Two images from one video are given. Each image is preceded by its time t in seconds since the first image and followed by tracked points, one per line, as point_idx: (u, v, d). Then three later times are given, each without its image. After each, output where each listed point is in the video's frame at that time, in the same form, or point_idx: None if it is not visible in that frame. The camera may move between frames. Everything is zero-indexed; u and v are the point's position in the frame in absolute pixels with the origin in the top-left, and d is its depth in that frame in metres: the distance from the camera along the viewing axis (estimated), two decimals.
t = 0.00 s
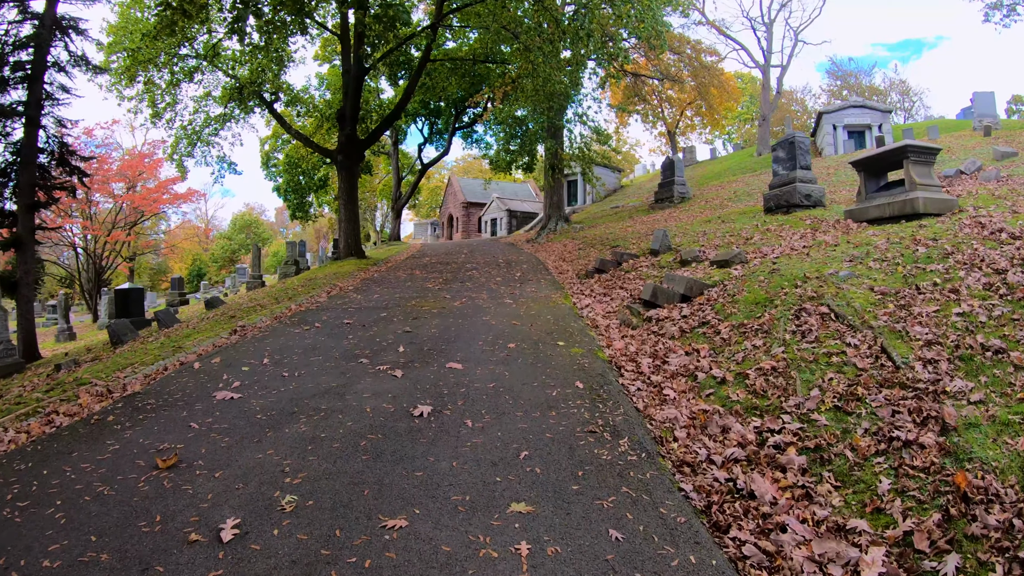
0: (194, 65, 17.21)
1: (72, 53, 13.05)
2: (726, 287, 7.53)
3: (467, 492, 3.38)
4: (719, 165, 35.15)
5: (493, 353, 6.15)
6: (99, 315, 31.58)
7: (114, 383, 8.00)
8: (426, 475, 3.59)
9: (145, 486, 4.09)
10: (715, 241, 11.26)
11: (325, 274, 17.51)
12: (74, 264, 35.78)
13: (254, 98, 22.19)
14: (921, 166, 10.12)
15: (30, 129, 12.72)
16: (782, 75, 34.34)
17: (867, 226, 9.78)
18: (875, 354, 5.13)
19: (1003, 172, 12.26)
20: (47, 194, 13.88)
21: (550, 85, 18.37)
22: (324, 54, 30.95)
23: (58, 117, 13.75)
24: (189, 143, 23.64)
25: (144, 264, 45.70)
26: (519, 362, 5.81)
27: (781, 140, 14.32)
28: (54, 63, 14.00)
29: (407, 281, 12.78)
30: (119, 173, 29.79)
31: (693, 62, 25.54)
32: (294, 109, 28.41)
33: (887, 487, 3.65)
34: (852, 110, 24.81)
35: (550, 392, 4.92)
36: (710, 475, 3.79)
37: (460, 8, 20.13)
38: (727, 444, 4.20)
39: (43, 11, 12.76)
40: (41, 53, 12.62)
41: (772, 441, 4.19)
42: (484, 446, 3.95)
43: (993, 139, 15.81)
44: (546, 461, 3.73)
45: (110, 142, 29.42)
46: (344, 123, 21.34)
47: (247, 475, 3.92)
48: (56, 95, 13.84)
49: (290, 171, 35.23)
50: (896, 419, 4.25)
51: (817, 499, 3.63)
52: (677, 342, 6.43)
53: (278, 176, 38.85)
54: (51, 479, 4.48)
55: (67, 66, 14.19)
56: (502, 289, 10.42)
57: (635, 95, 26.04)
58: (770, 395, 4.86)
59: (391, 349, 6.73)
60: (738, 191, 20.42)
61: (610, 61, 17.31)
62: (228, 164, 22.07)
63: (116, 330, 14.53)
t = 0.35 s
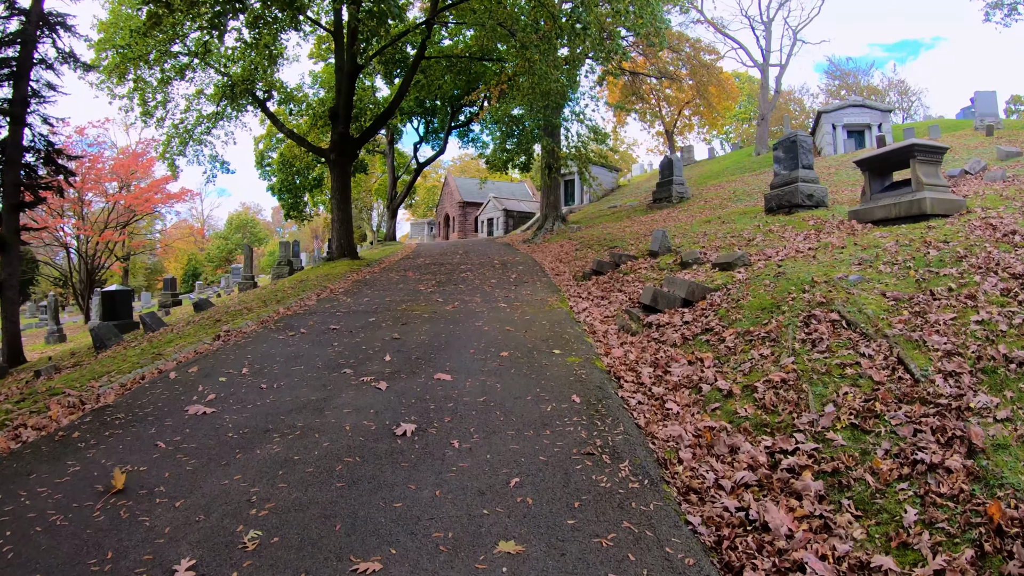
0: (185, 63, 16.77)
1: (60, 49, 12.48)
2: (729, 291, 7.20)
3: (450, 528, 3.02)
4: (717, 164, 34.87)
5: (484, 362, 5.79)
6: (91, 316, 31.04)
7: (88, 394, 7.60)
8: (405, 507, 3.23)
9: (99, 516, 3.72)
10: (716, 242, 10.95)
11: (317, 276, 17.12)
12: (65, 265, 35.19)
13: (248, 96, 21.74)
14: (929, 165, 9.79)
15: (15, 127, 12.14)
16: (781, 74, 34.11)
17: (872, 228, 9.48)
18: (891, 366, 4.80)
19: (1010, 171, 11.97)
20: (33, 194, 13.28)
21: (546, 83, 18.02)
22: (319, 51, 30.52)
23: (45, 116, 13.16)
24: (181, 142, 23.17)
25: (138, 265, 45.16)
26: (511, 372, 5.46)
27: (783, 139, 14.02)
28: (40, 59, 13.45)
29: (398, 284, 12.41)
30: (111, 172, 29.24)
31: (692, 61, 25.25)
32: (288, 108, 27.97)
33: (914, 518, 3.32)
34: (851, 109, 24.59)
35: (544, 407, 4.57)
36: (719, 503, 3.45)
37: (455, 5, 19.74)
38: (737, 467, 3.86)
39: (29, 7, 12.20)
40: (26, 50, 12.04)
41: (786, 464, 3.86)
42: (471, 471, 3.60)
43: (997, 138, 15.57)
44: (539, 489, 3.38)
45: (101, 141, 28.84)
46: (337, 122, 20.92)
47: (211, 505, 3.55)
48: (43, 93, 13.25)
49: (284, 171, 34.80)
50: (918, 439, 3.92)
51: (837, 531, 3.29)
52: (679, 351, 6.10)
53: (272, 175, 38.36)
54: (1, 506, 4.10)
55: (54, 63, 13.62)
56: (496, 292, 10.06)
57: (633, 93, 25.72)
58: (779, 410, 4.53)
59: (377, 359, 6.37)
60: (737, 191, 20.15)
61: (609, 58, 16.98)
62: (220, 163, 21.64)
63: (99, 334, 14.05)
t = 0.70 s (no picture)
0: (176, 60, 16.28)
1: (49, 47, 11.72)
2: (734, 293, 6.91)
3: (438, 560, 2.70)
4: (714, 164, 34.67)
5: (478, 368, 5.46)
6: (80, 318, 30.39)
7: (61, 401, 7.19)
8: (390, 537, 2.90)
9: (53, 543, 3.37)
10: (717, 242, 10.66)
11: (309, 276, 16.74)
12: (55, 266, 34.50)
13: (241, 94, 21.29)
14: (936, 163, 9.53)
15: None
16: (778, 73, 33.96)
17: (878, 227, 9.21)
18: (911, 373, 4.52)
19: (1015, 170, 11.74)
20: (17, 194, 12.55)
21: (543, 81, 17.69)
22: (313, 49, 30.06)
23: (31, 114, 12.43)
24: (172, 140, 22.70)
25: (130, 265, 44.52)
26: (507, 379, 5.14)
27: (783, 137, 13.77)
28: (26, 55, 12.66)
29: (391, 285, 12.06)
30: (104, 172, 28.67)
31: (689, 59, 25.02)
32: (281, 106, 27.53)
33: (948, 543, 3.02)
34: (850, 109, 24.45)
35: (542, 418, 4.26)
36: (735, 527, 3.14)
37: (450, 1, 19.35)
38: (753, 486, 3.55)
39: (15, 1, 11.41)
40: (12, 46, 11.28)
41: (805, 482, 3.56)
42: (463, 493, 3.28)
43: (998, 138, 15.38)
44: (538, 514, 3.07)
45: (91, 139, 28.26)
46: (330, 119, 20.51)
47: (175, 533, 3.21)
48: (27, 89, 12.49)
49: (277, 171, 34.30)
50: (946, 453, 3.63)
51: (866, 558, 2.99)
52: (684, 356, 5.79)
53: (265, 174, 37.85)
54: None
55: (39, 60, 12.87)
56: (491, 293, 9.73)
57: (630, 92, 25.47)
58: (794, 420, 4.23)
59: (365, 365, 6.05)
60: (735, 190, 19.94)
61: (606, 55, 16.68)
62: (212, 162, 21.19)
63: (82, 337, 13.59)
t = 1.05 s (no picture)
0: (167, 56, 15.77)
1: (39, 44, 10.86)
2: (744, 293, 6.59)
3: None
4: (712, 163, 34.41)
5: (475, 375, 5.10)
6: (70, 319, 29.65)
7: (34, 409, 6.78)
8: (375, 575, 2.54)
9: None
10: (722, 241, 10.34)
11: (301, 276, 16.33)
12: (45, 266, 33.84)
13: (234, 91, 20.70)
14: (946, 160, 9.22)
15: None
16: (777, 72, 33.75)
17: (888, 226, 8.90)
18: (941, 380, 4.18)
19: None
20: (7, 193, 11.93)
21: (541, 77, 17.33)
22: (307, 46, 29.57)
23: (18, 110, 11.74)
24: (164, 139, 22.21)
25: (123, 265, 43.89)
26: (508, 385, 4.78)
27: (787, 133, 13.50)
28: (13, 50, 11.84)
29: (384, 285, 11.67)
30: (96, 171, 28.11)
31: (688, 57, 24.74)
32: (276, 104, 27.06)
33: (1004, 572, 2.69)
34: (849, 107, 24.25)
35: (545, 431, 3.91)
36: (765, 556, 2.81)
37: None
38: (780, 506, 3.23)
39: None
40: None
41: (838, 503, 3.24)
42: (459, 521, 2.94)
43: (1003, 135, 15.14)
44: (544, 545, 2.72)
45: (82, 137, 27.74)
46: (324, 117, 20.06)
47: (134, 569, 2.85)
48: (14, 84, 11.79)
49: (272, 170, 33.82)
50: (990, 469, 3.30)
51: None
52: (695, 360, 5.47)
53: (260, 173, 37.34)
54: None
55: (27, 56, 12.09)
56: (488, 294, 9.37)
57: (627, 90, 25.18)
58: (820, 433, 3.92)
59: (353, 371, 5.68)
60: (736, 189, 19.67)
61: (606, 50, 16.33)
62: (206, 161, 20.74)
63: (66, 338, 13.14)
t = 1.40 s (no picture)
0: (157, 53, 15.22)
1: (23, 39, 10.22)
2: (749, 295, 6.29)
3: None
4: (709, 162, 34.23)
5: (466, 383, 4.77)
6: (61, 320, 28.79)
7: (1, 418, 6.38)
8: None
9: None
10: (722, 241, 10.06)
11: (291, 276, 15.94)
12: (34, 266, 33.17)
13: (226, 90, 20.57)
14: (953, 158, 8.97)
15: None
16: (773, 71, 33.62)
17: (892, 226, 8.65)
18: (966, 390, 3.89)
19: None
20: None
21: (536, 75, 16.99)
22: (299, 43, 29.05)
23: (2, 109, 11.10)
24: (155, 137, 21.71)
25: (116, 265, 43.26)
26: (501, 395, 4.46)
27: (787, 131, 13.24)
28: None
29: (375, 286, 11.31)
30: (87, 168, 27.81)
31: (685, 55, 24.50)
32: (268, 101, 26.57)
33: None
34: (847, 106, 24.13)
35: (540, 447, 3.59)
36: None
37: None
38: (800, 534, 2.93)
39: None
40: None
41: (864, 530, 2.94)
42: (445, 556, 2.62)
43: (1003, 134, 14.98)
44: None
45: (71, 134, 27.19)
46: (315, 114, 19.62)
47: None
48: None
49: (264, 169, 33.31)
50: None
51: None
52: (699, 367, 5.17)
53: (252, 172, 36.81)
54: None
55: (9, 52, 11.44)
56: (481, 295, 9.05)
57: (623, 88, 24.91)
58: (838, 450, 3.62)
59: (337, 379, 5.33)
60: (734, 188, 19.47)
61: (602, 47, 16.02)
62: (197, 159, 20.29)
63: (48, 341, 12.69)
